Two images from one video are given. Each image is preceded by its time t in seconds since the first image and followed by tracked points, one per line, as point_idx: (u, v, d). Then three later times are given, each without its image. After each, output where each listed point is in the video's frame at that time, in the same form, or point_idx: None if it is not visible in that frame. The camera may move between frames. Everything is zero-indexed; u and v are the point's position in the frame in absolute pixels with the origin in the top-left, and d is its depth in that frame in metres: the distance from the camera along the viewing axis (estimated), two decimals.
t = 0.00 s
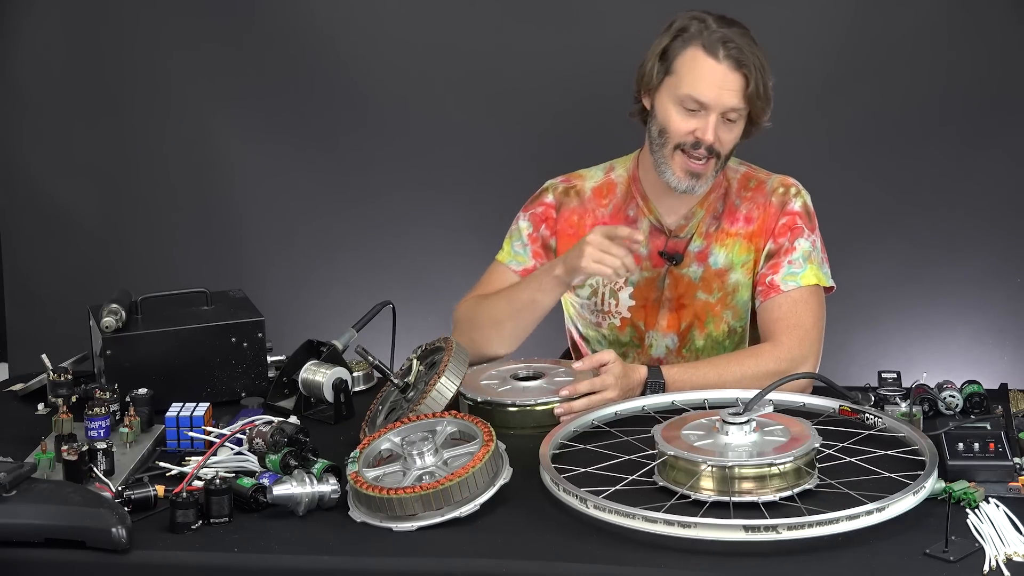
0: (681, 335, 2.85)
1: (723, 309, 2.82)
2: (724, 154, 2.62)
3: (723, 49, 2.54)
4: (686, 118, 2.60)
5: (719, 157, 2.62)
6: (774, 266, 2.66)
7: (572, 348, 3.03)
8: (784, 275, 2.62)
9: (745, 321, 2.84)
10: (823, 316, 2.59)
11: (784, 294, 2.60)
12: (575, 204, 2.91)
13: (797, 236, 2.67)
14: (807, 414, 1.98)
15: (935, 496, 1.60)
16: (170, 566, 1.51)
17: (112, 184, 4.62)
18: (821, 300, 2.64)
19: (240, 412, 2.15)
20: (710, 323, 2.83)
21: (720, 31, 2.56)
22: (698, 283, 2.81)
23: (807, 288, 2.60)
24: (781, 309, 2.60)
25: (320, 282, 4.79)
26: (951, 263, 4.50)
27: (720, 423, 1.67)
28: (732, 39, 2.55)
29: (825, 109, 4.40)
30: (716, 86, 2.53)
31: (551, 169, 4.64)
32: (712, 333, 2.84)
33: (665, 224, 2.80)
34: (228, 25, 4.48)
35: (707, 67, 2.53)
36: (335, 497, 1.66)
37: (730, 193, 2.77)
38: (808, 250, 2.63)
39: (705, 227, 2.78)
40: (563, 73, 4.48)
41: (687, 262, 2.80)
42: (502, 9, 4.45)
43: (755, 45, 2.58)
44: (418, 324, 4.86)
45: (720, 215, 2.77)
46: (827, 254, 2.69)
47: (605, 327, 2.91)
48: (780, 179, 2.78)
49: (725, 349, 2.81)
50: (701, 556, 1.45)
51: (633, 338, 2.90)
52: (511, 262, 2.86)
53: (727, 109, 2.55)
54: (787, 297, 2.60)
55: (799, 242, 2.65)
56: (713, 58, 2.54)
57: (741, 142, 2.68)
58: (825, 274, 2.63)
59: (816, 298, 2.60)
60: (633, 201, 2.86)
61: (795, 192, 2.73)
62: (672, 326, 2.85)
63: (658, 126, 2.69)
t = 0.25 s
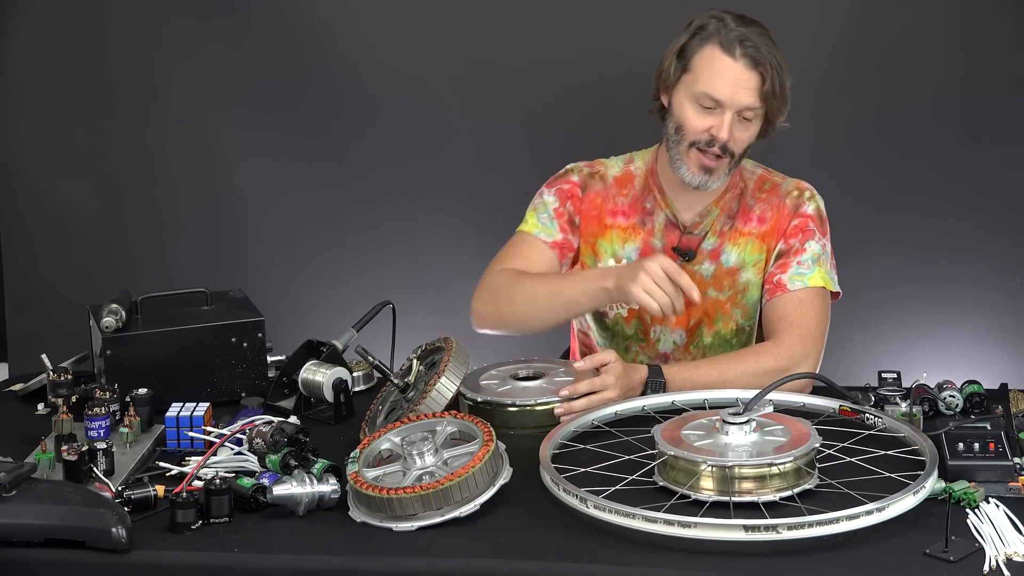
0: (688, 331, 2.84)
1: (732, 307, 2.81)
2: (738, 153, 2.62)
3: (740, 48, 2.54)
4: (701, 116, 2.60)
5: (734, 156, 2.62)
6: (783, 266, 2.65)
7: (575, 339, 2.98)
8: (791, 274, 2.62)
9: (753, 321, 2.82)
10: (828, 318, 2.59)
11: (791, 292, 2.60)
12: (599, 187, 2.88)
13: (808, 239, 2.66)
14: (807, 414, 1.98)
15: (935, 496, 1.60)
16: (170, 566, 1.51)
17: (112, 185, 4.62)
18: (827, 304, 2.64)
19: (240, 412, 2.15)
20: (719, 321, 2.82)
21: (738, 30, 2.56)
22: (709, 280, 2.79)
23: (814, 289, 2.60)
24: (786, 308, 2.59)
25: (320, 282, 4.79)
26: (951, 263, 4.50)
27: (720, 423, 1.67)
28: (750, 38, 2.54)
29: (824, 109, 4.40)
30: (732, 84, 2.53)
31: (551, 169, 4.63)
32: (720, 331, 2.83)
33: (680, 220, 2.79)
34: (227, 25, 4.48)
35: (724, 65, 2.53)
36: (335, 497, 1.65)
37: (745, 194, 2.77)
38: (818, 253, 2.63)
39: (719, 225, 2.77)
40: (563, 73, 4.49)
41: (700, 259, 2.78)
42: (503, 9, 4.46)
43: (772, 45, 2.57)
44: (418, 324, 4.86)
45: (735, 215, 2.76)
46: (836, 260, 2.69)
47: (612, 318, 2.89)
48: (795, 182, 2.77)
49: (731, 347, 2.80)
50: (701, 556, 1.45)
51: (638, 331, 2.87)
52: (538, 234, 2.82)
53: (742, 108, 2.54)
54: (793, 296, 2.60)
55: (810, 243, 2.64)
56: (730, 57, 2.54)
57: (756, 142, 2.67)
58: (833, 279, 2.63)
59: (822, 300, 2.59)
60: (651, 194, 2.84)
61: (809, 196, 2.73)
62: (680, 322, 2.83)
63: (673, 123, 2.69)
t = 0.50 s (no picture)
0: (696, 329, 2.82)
1: (740, 307, 2.80)
2: (753, 152, 2.63)
3: (762, 47, 2.54)
4: (718, 112, 2.61)
5: (748, 155, 2.62)
6: (789, 265, 2.66)
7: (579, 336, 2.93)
8: (797, 274, 2.62)
9: (760, 321, 2.82)
10: (830, 319, 2.59)
11: (795, 292, 2.60)
12: (615, 183, 2.82)
13: (815, 240, 2.66)
14: (807, 414, 1.98)
15: (935, 496, 1.60)
16: (170, 566, 1.51)
17: (112, 185, 4.62)
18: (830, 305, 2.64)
19: (240, 412, 2.15)
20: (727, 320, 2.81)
21: (761, 29, 2.57)
22: (718, 279, 2.79)
23: (817, 289, 2.60)
24: (790, 308, 2.60)
25: (320, 281, 4.79)
26: (951, 262, 4.50)
27: (720, 422, 1.67)
28: (772, 38, 2.55)
29: (824, 108, 4.40)
30: (751, 82, 2.54)
31: (551, 169, 4.63)
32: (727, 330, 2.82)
33: (691, 218, 2.78)
34: (227, 25, 4.49)
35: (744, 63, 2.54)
36: (335, 497, 1.66)
37: (755, 194, 2.77)
38: (825, 254, 2.63)
39: (729, 225, 2.77)
40: (562, 73, 4.49)
41: (710, 258, 2.78)
42: (503, 9, 4.45)
43: (794, 47, 2.58)
44: (418, 324, 4.86)
45: (745, 215, 2.76)
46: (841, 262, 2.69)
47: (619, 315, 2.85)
48: (804, 184, 2.77)
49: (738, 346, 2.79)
50: (701, 556, 1.45)
51: (646, 329, 2.84)
52: (563, 225, 2.71)
53: (760, 107, 2.56)
54: (796, 296, 2.60)
55: (817, 244, 2.65)
56: (752, 55, 2.54)
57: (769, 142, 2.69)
58: (836, 281, 2.63)
59: (825, 301, 2.60)
60: (662, 191, 2.81)
61: (818, 198, 2.73)
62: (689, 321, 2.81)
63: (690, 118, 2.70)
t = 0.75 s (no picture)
0: (694, 334, 2.89)
1: (738, 309, 2.85)
2: (755, 155, 2.69)
3: (768, 52, 2.59)
4: (723, 115, 2.67)
5: (750, 159, 2.68)
6: (785, 266, 2.67)
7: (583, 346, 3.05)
8: (794, 275, 2.64)
9: (759, 323, 2.86)
10: (830, 317, 2.60)
11: (792, 293, 2.61)
12: (596, 198, 2.96)
13: (811, 239, 2.70)
14: (807, 414, 1.98)
15: (935, 496, 1.60)
16: (170, 566, 1.51)
17: (112, 185, 4.62)
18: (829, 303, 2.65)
19: (240, 412, 2.15)
20: (724, 323, 2.86)
21: (767, 35, 2.61)
22: (715, 283, 2.85)
23: (815, 289, 2.61)
24: (788, 309, 2.60)
25: (320, 281, 4.79)
26: (951, 262, 4.50)
27: (720, 422, 1.67)
28: (778, 44, 2.61)
29: (824, 108, 4.40)
30: (757, 87, 2.59)
31: (551, 169, 4.63)
32: (727, 333, 2.88)
33: (685, 224, 2.86)
34: (227, 25, 4.48)
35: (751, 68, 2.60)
36: (335, 497, 1.65)
37: (751, 196, 2.81)
38: (821, 252, 2.67)
39: (725, 228, 2.82)
40: (562, 73, 4.48)
41: (706, 262, 2.85)
42: (503, 8, 4.45)
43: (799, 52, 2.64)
44: (418, 323, 4.86)
45: (740, 217, 2.81)
46: (839, 260, 2.71)
47: (618, 324, 2.95)
48: (798, 183, 2.81)
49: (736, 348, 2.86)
50: (701, 556, 1.45)
51: (646, 335, 2.93)
52: (524, 256, 2.93)
53: (764, 113, 2.60)
54: (794, 297, 2.61)
55: (813, 243, 2.69)
56: (758, 60, 2.60)
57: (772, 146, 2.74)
58: (835, 278, 2.65)
59: (824, 299, 2.61)
60: (654, 198, 2.91)
61: (812, 196, 2.77)
62: (685, 327, 2.88)
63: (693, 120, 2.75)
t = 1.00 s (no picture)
0: (677, 339, 2.85)
1: (719, 312, 2.81)
2: (722, 149, 2.64)
3: (725, 43, 2.57)
4: (686, 110, 2.64)
5: (718, 152, 2.64)
6: (769, 267, 2.65)
7: (568, 350, 3.01)
8: (779, 275, 2.62)
9: (741, 324, 2.83)
10: (821, 314, 2.59)
11: (780, 294, 2.59)
12: (569, 206, 2.90)
13: (790, 236, 2.66)
14: (807, 415, 1.98)
15: (935, 496, 1.61)
16: (170, 566, 1.51)
17: (112, 185, 4.62)
18: (817, 298, 2.63)
19: (240, 412, 2.15)
20: (707, 326, 2.82)
21: (724, 26, 2.60)
22: (693, 287, 2.80)
23: (803, 287, 2.59)
24: (778, 311, 2.59)
25: (320, 281, 4.79)
26: (951, 262, 4.50)
27: (720, 422, 1.67)
28: (734, 34, 2.59)
29: (825, 108, 4.40)
30: (717, 78, 2.57)
31: (551, 169, 4.63)
32: (709, 336, 2.84)
33: (659, 228, 2.81)
34: (228, 24, 4.49)
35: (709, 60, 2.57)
36: (335, 497, 1.65)
37: (724, 196, 2.78)
38: (803, 249, 2.63)
39: (700, 230, 2.78)
40: (563, 73, 4.49)
41: (682, 266, 2.80)
42: (503, 8, 4.45)
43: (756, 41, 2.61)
44: (418, 323, 4.86)
45: (714, 219, 2.78)
46: (822, 253, 2.69)
47: (600, 331, 2.91)
48: (771, 178, 2.79)
49: (720, 350, 2.82)
50: (701, 556, 1.45)
51: (628, 341, 2.89)
52: (505, 268, 2.86)
53: (727, 101, 2.58)
54: (783, 297, 2.59)
55: (793, 241, 2.65)
56: (715, 52, 2.57)
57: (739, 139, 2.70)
58: (820, 273, 2.62)
59: (814, 296, 2.59)
60: (627, 204, 2.86)
61: (786, 192, 2.74)
62: (668, 331, 2.84)
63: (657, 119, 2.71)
